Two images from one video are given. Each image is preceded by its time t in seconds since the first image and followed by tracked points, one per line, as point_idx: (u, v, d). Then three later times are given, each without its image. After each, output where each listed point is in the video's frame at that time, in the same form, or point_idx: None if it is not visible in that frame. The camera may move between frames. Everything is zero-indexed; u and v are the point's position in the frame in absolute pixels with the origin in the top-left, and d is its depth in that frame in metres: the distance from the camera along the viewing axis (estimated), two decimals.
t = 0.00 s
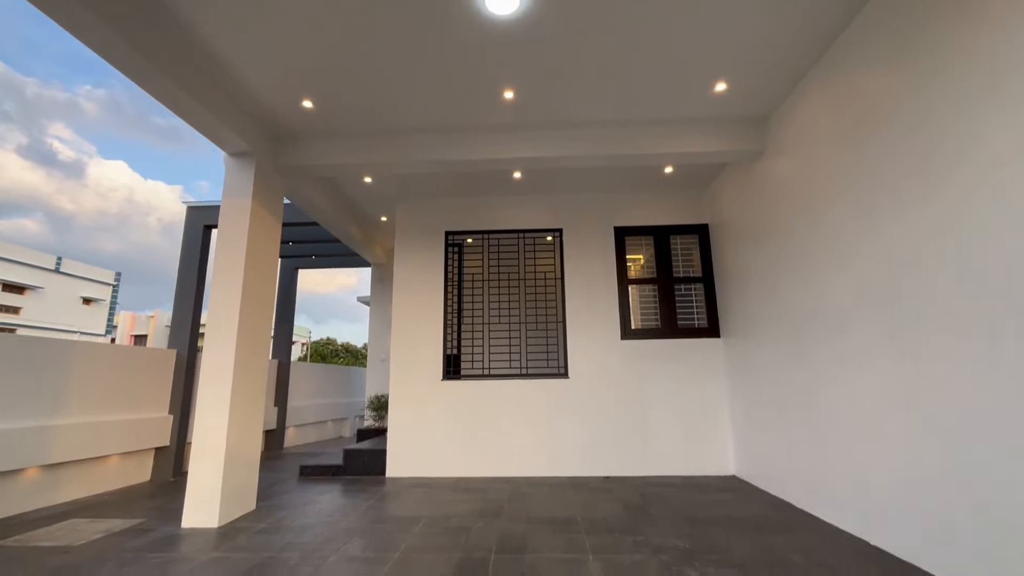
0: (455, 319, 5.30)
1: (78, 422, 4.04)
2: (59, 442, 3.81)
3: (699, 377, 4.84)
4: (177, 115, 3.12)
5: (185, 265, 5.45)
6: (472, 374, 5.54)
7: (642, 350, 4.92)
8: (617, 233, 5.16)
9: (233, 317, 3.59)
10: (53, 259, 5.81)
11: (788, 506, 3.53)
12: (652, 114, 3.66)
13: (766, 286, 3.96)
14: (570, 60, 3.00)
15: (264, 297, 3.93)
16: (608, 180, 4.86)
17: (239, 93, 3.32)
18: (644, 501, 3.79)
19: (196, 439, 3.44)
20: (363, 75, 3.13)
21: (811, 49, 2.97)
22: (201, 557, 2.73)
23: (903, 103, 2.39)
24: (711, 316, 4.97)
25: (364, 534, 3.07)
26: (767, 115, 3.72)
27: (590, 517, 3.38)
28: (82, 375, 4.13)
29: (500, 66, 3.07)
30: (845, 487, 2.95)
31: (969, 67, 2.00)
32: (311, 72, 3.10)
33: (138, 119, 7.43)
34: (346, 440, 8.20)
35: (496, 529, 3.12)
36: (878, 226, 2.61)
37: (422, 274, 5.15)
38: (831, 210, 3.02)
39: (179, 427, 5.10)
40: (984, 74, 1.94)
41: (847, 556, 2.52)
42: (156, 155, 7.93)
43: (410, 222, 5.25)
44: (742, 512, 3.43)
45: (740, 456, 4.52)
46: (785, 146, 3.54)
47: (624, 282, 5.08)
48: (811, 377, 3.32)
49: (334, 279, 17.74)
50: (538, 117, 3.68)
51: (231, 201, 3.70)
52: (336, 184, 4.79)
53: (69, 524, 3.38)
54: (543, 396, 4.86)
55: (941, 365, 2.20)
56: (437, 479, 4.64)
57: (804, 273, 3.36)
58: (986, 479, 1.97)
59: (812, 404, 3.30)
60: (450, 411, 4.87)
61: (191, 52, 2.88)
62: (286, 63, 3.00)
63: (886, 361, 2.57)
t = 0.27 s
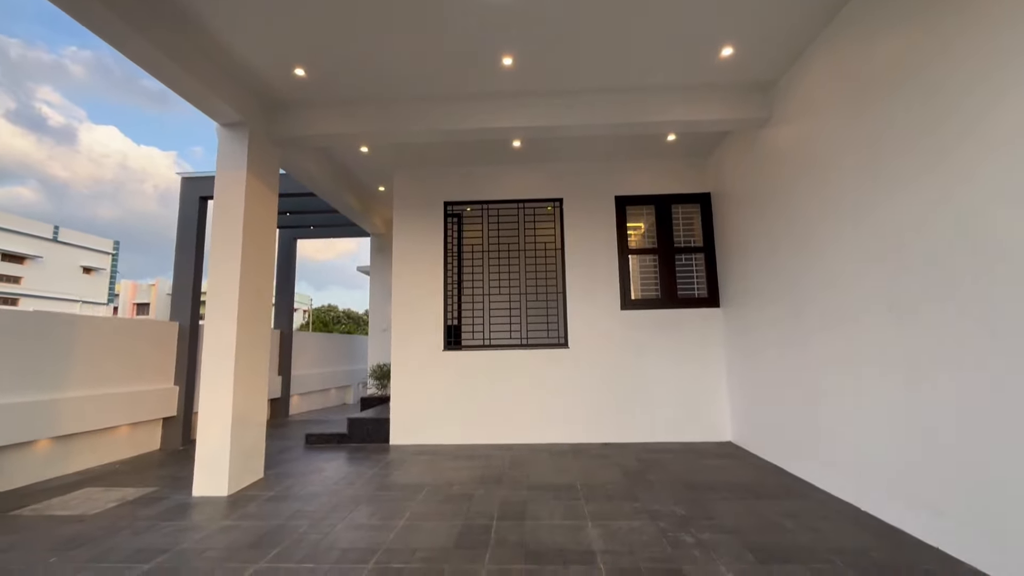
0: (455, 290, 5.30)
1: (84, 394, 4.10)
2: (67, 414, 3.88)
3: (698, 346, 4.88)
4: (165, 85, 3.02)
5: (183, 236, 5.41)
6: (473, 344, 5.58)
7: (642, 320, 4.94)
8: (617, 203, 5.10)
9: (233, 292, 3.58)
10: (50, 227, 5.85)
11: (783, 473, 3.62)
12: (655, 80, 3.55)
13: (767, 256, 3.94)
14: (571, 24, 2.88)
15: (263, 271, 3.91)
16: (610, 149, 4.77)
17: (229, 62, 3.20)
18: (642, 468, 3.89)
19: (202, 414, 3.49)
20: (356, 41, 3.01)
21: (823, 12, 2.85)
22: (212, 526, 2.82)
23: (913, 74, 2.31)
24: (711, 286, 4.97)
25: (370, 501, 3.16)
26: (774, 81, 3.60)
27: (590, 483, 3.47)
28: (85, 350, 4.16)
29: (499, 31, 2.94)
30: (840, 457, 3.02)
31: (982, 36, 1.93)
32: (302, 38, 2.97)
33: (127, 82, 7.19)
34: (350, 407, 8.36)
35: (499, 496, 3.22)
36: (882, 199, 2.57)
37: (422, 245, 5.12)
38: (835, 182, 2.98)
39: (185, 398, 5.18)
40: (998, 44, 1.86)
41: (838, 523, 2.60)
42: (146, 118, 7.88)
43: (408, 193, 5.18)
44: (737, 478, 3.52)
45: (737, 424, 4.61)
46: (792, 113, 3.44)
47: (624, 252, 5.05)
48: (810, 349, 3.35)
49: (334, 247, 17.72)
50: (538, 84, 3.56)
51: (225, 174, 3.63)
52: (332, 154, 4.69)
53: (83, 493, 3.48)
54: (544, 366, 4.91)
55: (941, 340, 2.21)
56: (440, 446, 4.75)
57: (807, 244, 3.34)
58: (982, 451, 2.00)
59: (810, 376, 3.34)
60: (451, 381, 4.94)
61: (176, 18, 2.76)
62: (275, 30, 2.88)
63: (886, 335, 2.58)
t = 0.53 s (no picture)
0: (454, 263, 5.29)
1: (89, 370, 4.14)
2: (73, 390, 3.93)
3: (695, 318, 4.92)
4: (151, 58, 2.92)
5: (178, 210, 5.35)
6: (473, 316, 5.62)
7: (641, 292, 4.96)
8: (617, 173, 5.03)
9: (232, 270, 3.56)
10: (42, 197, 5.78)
11: (776, 442, 3.72)
12: (657, 48, 3.44)
13: (767, 229, 3.92)
14: None
15: (261, 247, 3.89)
16: (610, 118, 4.67)
17: (216, 32, 3.08)
18: (639, 437, 3.99)
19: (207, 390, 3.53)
20: (348, 10, 2.89)
21: None
22: (222, 499, 2.90)
23: (924, 45, 2.24)
24: (710, 258, 4.97)
25: (375, 473, 3.25)
26: (780, 48, 3.49)
27: (588, 453, 3.57)
28: (87, 326, 4.18)
29: None
30: (833, 428, 3.10)
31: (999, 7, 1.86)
32: (291, 7, 2.86)
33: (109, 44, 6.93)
34: (351, 377, 8.48)
35: (499, 466, 3.31)
36: (885, 173, 2.54)
37: (420, 218, 5.07)
38: (838, 155, 2.93)
39: (188, 372, 5.24)
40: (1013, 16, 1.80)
41: (828, 492, 2.69)
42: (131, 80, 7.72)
43: (405, 164, 5.10)
44: (731, 447, 3.62)
45: (732, 393, 4.70)
46: (797, 82, 3.36)
47: (623, 223, 5.02)
48: (806, 323, 3.38)
49: (330, 216, 17.58)
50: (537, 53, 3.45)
51: (218, 148, 3.56)
52: (326, 125, 4.59)
53: (95, 466, 3.57)
54: (543, 338, 4.96)
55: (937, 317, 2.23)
56: (442, 417, 4.85)
57: (806, 217, 3.32)
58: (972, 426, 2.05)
59: (806, 349, 3.38)
60: (452, 353, 4.99)
61: None
62: None
63: (883, 310, 2.59)
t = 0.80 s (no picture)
0: (451, 236, 5.28)
1: (90, 347, 4.17)
2: (76, 367, 3.98)
3: (691, 290, 4.96)
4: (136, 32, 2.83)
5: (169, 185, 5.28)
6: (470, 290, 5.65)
7: (637, 265, 4.98)
8: (614, 145, 4.97)
9: (229, 248, 3.54)
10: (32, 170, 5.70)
11: (768, 412, 3.82)
12: (656, 17, 3.36)
13: (764, 202, 3.92)
14: None
15: (258, 225, 3.86)
16: (607, 89, 4.58)
17: (202, 3, 2.98)
18: (635, 407, 4.09)
19: (210, 367, 3.58)
20: None
21: None
22: (231, 473, 2.99)
23: (927, 18, 2.20)
24: (707, 230, 4.97)
25: (378, 446, 3.34)
26: (782, 16, 3.41)
27: (585, 424, 3.67)
28: (85, 304, 4.20)
29: None
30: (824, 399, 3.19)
31: None
32: None
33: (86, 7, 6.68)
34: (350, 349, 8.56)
35: (499, 438, 3.41)
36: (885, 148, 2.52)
37: (416, 192, 5.03)
38: (837, 129, 2.91)
39: (190, 347, 5.28)
40: None
41: (817, 460, 2.79)
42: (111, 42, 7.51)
43: (399, 137, 5.01)
44: (724, 417, 3.72)
45: (726, 363, 4.79)
46: (798, 53, 3.29)
47: (620, 196, 5.00)
48: (801, 296, 3.42)
49: (324, 186, 17.35)
50: (533, 22, 3.36)
51: (209, 124, 3.49)
52: (318, 98, 4.49)
53: (104, 442, 3.65)
54: (540, 311, 5.01)
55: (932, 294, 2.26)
56: (442, 389, 4.94)
57: (804, 192, 3.32)
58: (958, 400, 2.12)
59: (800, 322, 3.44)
60: (450, 326, 5.04)
61: None
62: None
63: (877, 286, 2.63)
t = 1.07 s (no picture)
0: (445, 210, 5.26)
1: (88, 326, 4.18)
2: (75, 346, 3.99)
3: (685, 262, 5.01)
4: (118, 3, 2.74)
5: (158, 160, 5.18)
6: (466, 264, 5.66)
7: (632, 238, 5.01)
8: (609, 116, 4.92)
9: (223, 226, 3.52)
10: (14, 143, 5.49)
11: (758, 380, 3.94)
12: None
13: (759, 174, 3.93)
14: None
15: (251, 202, 3.83)
16: (602, 58, 4.51)
17: None
18: (628, 377, 4.19)
19: (210, 344, 3.61)
20: None
21: None
22: (236, 447, 3.06)
23: None
24: (701, 202, 4.98)
25: (379, 419, 3.42)
26: None
27: (580, 395, 3.77)
28: (80, 282, 4.18)
29: None
30: (812, 368, 3.28)
31: None
32: None
33: None
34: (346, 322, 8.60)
35: (497, 410, 3.50)
36: (879, 122, 2.53)
37: (409, 166, 4.98)
38: (833, 102, 2.91)
39: (187, 324, 5.29)
40: None
41: (804, 427, 2.90)
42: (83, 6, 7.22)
43: (391, 109, 4.93)
44: (715, 386, 3.83)
45: (718, 334, 4.89)
46: (796, 22, 3.25)
47: (615, 168, 4.98)
48: (792, 269, 3.48)
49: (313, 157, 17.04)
50: None
51: (197, 99, 3.42)
52: (307, 69, 4.38)
53: (109, 418, 3.71)
54: (536, 284, 5.05)
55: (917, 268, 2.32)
56: (440, 362, 5.01)
57: (798, 165, 3.34)
58: (939, 370, 2.21)
59: (791, 294, 3.51)
60: (447, 300, 5.08)
61: None
62: None
63: (866, 260, 2.69)
